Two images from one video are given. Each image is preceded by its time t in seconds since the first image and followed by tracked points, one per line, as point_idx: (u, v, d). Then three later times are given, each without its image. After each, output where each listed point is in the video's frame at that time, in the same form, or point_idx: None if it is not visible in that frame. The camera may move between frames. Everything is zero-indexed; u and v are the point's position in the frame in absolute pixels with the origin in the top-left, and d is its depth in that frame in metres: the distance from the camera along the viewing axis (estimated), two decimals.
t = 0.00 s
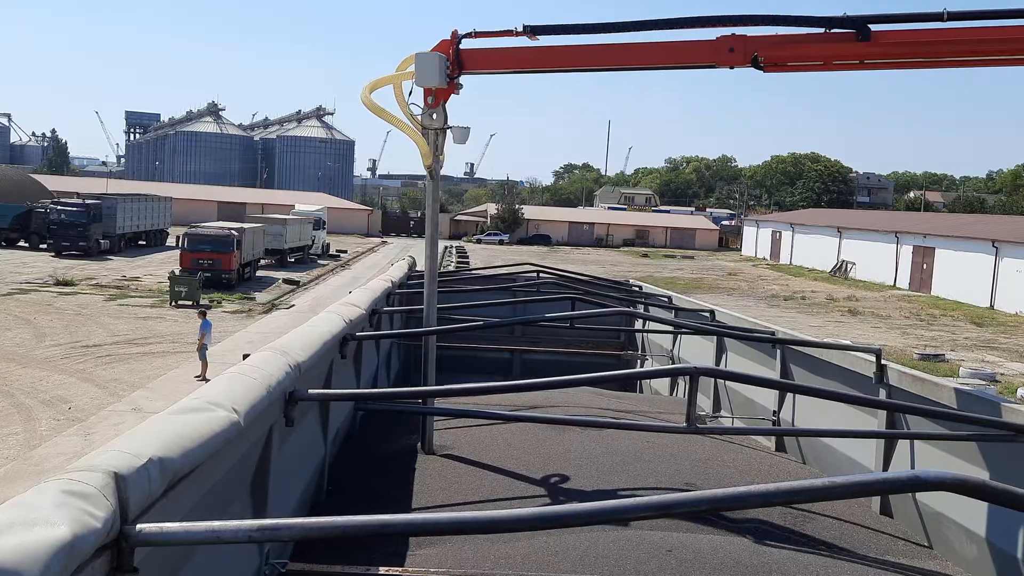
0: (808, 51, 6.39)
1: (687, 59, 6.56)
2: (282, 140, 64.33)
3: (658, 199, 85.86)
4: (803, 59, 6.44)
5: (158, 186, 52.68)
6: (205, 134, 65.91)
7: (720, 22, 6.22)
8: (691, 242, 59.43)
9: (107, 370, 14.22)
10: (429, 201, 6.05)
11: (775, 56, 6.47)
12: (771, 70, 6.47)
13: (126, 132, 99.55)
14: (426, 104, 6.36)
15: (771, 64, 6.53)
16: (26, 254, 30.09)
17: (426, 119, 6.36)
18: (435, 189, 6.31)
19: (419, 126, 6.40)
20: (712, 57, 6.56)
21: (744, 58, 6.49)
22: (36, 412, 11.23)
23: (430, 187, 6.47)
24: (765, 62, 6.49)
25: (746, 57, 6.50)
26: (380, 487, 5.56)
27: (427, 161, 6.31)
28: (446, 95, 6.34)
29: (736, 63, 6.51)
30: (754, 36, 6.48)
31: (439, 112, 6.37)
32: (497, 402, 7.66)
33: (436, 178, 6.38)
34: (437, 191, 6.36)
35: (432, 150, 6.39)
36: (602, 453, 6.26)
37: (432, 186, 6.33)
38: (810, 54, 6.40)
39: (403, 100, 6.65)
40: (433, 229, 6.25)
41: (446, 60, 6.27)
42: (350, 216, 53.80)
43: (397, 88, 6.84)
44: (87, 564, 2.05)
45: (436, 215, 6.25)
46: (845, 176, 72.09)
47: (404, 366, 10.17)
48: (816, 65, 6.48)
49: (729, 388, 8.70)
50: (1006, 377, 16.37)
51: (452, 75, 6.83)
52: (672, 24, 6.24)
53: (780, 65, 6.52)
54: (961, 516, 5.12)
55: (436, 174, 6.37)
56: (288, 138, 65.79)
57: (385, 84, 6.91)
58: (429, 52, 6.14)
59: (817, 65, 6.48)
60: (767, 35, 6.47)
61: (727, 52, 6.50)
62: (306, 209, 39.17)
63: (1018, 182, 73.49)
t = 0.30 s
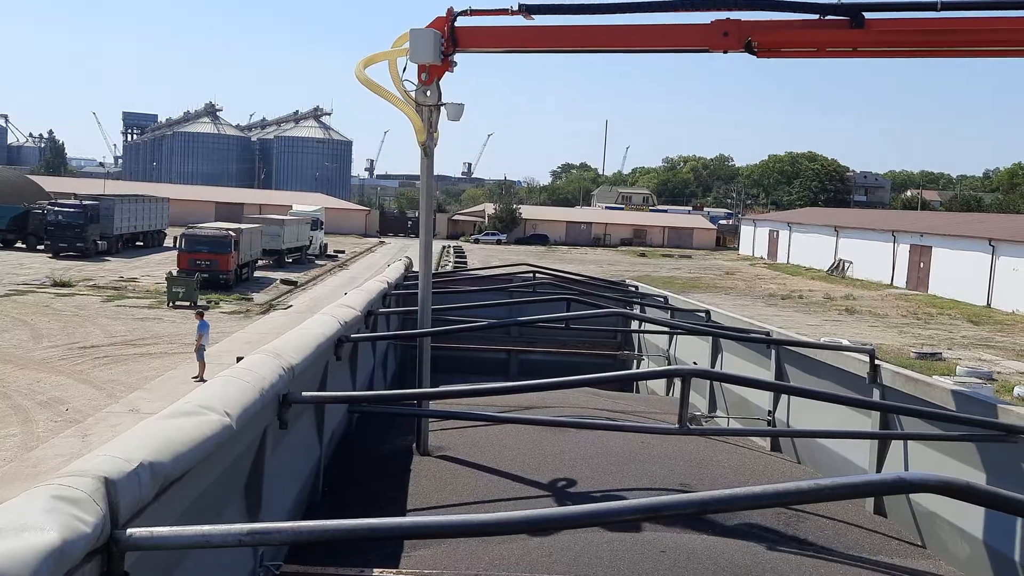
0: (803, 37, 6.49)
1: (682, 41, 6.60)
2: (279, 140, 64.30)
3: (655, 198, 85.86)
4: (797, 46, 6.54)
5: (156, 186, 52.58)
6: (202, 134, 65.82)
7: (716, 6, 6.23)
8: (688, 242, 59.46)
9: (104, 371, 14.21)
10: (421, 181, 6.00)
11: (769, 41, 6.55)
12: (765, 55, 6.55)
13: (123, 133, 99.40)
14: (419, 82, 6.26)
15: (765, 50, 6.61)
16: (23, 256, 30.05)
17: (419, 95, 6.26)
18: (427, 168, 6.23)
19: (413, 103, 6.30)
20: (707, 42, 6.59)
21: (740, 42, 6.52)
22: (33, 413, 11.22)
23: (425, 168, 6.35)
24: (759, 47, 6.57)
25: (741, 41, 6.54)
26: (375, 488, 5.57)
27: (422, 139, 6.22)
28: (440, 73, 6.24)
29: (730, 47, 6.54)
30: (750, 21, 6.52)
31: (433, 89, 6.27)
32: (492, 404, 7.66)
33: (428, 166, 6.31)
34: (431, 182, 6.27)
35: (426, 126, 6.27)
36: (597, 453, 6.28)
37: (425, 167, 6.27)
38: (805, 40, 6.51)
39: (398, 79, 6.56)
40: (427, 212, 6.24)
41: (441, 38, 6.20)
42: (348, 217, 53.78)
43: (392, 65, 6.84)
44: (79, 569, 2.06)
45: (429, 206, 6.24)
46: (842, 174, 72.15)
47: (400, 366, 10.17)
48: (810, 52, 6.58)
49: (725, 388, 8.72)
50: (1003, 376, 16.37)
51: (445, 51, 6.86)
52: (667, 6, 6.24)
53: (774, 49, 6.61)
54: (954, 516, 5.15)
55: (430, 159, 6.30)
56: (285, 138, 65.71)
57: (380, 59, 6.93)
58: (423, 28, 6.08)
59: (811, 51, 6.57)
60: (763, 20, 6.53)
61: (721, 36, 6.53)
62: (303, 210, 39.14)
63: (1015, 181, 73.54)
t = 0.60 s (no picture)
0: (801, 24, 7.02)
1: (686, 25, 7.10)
2: (277, 140, 64.29)
3: (653, 198, 85.89)
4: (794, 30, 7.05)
5: (153, 187, 52.56)
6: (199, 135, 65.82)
7: None
8: (686, 241, 59.47)
9: (101, 372, 14.20)
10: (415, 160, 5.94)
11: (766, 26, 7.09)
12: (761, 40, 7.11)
13: (120, 133, 99.45)
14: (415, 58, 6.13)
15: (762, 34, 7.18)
16: (20, 257, 30.03)
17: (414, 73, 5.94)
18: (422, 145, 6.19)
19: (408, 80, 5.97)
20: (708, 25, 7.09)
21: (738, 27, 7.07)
22: (30, 414, 11.21)
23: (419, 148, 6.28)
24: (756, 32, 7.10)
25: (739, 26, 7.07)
26: (371, 490, 5.55)
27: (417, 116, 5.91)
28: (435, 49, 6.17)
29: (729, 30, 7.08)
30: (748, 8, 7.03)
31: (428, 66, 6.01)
32: (489, 405, 7.65)
33: (423, 148, 6.28)
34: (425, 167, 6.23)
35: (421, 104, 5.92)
36: (593, 454, 6.27)
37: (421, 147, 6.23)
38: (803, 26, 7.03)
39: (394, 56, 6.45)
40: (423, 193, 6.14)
41: (437, 16, 6.21)
42: (346, 217, 53.75)
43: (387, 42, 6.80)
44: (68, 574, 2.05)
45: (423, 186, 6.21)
46: (840, 173, 72.20)
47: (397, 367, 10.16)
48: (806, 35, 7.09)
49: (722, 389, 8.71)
50: (1002, 374, 16.36)
51: (441, 29, 6.84)
52: None
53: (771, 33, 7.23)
54: (952, 516, 5.14)
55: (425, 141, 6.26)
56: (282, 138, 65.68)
57: (376, 36, 6.91)
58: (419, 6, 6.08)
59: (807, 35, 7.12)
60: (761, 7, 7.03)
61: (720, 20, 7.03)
62: (301, 210, 39.14)
63: (1013, 179, 73.58)
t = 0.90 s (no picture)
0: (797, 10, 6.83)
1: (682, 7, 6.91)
2: (274, 142, 64.26)
3: (651, 198, 85.97)
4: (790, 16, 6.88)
5: (150, 189, 52.51)
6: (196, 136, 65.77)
7: None
8: (684, 242, 59.52)
9: (99, 374, 14.19)
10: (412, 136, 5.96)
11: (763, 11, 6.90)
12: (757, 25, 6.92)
13: (117, 134, 99.44)
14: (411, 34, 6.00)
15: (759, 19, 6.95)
16: (16, 259, 29.99)
17: (411, 48, 5.95)
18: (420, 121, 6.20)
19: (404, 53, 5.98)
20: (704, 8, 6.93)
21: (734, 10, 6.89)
22: (27, 417, 11.21)
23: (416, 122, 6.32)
24: (752, 17, 6.92)
25: (734, 10, 6.90)
26: (368, 492, 5.55)
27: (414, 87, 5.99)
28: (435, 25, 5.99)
29: (724, 15, 6.92)
30: None
31: (426, 42, 5.99)
32: (486, 407, 7.66)
33: (421, 124, 6.29)
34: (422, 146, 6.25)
35: (419, 79, 5.98)
36: (590, 454, 6.27)
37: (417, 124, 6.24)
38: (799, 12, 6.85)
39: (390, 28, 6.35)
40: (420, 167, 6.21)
41: None
42: (343, 218, 53.76)
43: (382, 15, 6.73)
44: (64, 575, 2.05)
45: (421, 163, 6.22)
46: (837, 174, 72.31)
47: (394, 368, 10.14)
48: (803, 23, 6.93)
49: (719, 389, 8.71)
50: (998, 374, 16.39)
51: (439, 4, 6.82)
52: None
53: (768, 19, 6.93)
54: (946, 514, 5.16)
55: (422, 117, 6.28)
56: (279, 139, 65.67)
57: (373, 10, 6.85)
58: None
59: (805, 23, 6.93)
60: None
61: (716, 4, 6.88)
62: (298, 211, 39.11)
63: (1010, 179, 73.71)
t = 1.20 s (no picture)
0: None
1: None
2: (271, 145, 64.23)
3: (648, 200, 86.01)
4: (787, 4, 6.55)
5: (147, 192, 52.47)
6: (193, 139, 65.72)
7: None
8: (681, 244, 59.57)
9: (95, 378, 14.17)
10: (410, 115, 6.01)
11: None
12: (754, 13, 6.59)
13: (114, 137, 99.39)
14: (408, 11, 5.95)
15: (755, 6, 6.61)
16: (13, 262, 29.97)
17: (408, 25, 5.93)
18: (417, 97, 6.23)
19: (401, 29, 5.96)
20: None
21: None
22: (24, 420, 11.19)
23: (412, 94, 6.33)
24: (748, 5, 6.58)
25: None
26: (364, 495, 5.55)
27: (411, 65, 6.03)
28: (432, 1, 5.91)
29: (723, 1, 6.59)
30: None
31: (423, 18, 5.94)
32: (482, 410, 7.65)
33: (418, 101, 6.31)
34: (419, 129, 6.28)
35: (416, 56, 6.02)
36: (586, 457, 6.28)
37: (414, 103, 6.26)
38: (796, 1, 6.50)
39: None
40: (416, 140, 6.29)
41: None
42: (341, 221, 53.74)
43: None
44: None
45: (417, 141, 6.30)
46: (833, 176, 72.41)
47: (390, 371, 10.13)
48: (799, 10, 6.60)
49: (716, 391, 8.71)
50: (995, 375, 16.41)
51: None
52: None
53: (765, 7, 6.61)
54: (942, 516, 5.17)
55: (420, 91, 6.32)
56: (276, 142, 65.65)
57: None
58: None
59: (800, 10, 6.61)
60: None
61: None
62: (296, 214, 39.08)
63: (1006, 181, 73.83)
